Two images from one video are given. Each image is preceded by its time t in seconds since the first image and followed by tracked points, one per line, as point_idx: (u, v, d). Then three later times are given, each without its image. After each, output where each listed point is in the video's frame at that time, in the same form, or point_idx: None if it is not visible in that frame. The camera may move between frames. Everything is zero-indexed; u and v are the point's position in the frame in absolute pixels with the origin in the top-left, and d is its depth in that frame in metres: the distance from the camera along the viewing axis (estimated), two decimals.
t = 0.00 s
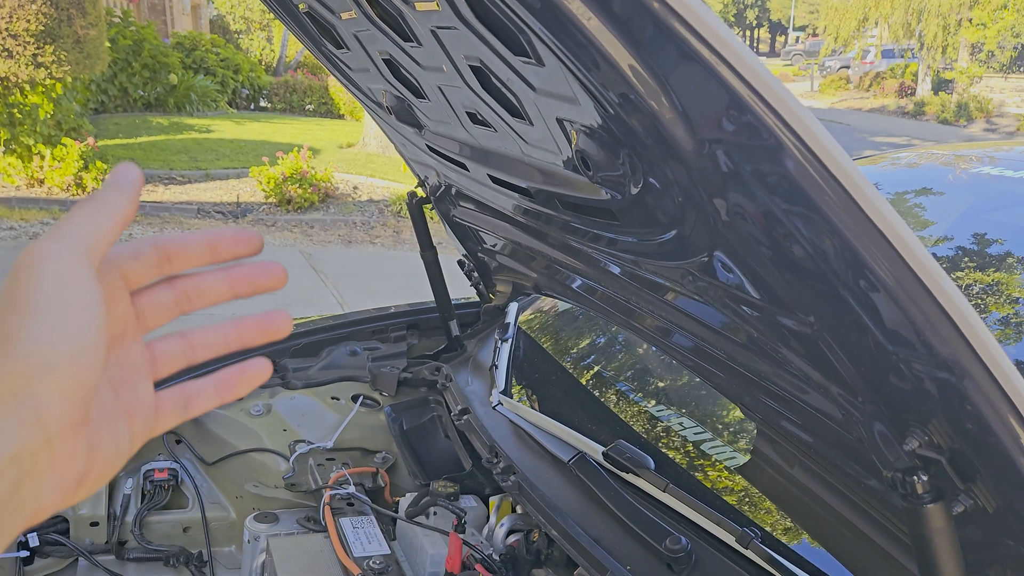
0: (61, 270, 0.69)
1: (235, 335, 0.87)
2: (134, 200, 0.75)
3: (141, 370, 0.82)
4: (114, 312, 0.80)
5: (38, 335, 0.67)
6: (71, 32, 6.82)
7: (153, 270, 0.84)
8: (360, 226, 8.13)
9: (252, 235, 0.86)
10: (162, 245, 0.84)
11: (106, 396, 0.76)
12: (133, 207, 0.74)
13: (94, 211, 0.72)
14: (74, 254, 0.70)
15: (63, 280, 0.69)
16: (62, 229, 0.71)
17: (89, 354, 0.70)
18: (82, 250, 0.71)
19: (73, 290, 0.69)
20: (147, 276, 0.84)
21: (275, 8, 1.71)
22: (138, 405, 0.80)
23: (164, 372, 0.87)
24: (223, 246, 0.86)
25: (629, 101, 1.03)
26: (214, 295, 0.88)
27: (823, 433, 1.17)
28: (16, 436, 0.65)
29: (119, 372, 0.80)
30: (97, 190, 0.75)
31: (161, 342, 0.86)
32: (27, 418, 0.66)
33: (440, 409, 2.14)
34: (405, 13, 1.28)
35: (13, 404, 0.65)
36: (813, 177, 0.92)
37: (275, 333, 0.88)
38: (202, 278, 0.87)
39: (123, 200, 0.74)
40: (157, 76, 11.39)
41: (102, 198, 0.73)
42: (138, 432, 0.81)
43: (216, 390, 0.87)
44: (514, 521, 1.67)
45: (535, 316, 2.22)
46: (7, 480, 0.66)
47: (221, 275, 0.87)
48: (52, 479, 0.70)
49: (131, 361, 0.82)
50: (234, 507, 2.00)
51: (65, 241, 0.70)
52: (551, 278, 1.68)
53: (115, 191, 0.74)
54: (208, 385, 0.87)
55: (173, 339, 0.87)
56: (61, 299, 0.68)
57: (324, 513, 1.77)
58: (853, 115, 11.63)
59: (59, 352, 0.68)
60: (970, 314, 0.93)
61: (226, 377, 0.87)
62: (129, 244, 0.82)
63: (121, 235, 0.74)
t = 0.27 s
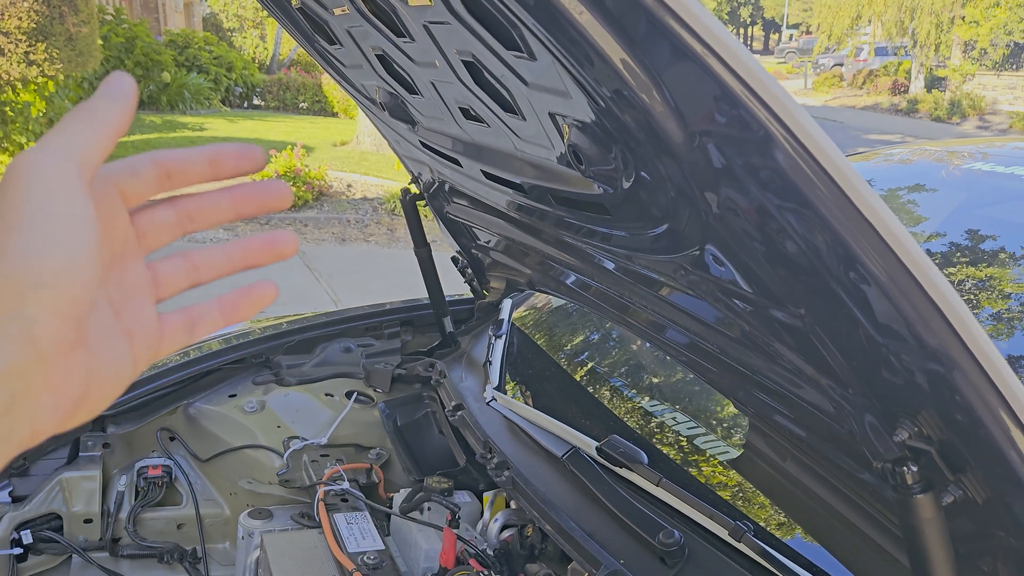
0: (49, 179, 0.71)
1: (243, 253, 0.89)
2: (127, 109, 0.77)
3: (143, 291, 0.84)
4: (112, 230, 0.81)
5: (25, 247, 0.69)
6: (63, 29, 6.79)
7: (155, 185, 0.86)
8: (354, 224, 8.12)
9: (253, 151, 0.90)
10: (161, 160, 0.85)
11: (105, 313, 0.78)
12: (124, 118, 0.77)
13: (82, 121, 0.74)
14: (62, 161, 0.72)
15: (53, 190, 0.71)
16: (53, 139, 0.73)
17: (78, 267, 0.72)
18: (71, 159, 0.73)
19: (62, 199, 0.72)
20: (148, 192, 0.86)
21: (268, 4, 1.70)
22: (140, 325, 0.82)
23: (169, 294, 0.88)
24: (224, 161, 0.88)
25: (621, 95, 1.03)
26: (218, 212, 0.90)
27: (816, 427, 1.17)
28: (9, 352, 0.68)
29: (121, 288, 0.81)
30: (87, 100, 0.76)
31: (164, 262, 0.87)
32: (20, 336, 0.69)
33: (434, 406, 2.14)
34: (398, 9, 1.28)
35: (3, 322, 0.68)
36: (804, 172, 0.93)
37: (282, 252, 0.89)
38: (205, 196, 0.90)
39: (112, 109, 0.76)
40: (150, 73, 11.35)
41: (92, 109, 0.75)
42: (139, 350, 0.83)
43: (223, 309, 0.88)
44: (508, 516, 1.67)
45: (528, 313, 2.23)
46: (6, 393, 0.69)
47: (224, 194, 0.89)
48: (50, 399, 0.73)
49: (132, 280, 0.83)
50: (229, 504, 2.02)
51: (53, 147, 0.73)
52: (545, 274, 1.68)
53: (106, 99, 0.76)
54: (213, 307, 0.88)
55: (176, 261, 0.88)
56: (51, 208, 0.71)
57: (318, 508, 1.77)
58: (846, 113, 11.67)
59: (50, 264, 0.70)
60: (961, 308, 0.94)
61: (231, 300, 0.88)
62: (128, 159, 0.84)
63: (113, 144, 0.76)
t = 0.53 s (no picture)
0: (42, 123, 0.78)
1: (244, 205, 0.95)
2: (124, 53, 0.85)
3: (142, 242, 0.91)
4: (111, 180, 0.88)
5: (22, 189, 0.76)
6: (54, 26, 6.77)
7: (158, 131, 0.93)
8: (348, 222, 8.11)
9: (257, 100, 0.98)
10: (163, 106, 0.93)
11: (102, 262, 0.85)
12: (119, 60, 0.84)
13: (77, 65, 0.81)
14: (55, 104, 0.79)
15: (47, 134, 0.78)
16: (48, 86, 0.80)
17: (72, 212, 0.79)
18: (64, 101, 0.80)
19: (57, 144, 0.79)
20: (150, 139, 0.93)
21: None
22: (138, 276, 0.89)
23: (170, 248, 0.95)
24: (226, 110, 0.96)
25: (612, 89, 1.03)
26: (220, 165, 0.99)
27: (806, 421, 1.18)
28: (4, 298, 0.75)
29: (119, 239, 0.88)
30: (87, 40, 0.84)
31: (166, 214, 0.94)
32: (13, 283, 0.75)
33: (427, 402, 2.14)
34: (389, 4, 1.27)
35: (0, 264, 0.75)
36: (795, 167, 0.93)
37: (287, 206, 0.97)
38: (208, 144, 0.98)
39: (109, 49, 0.84)
40: (141, 71, 11.32)
41: (90, 51, 0.83)
42: (139, 302, 0.89)
43: (224, 261, 0.94)
44: (501, 512, 1.68)
45: (522, 309, 2.22)
46: (2, 340, 0.76)
47: (228, 143, 0.98)
48: (43, 351, 0.79)
49: (131, 232, 0.90)
50: (221, 500, 2.02)
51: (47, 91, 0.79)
52: (538, 270, 1.68)
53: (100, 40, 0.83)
54: (214, 261, 0.93)
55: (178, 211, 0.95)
56: (45, 152, 0.78)
57: (311, 504, 1.77)
58: (838, 110, 11.71)
59: (44, 207, 0.77)
60: (950, 303, 0.94)
61: (234, 255, 0.93)
62: (130, 106, 0.91)
63: (107, 88, 0.83)
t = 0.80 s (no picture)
0: (43, 112, 0.79)
1: (246, 194, 0.97)
2: (125, 42, 0.84)
3: (142, 232, 0.93)
4: (111, 169, 0.90)
5: (21, 179, 0.77)
6: (44, 23, 6.73)
7: (158, 118, 0.95)
8: (340, 219, 8.09)
9: (260, 85, 0.97)
10: (165, 93, 0.94)
11: (101, 251, 0.87)
12: (121, 48, 0.84)
13: (77, 52, 0.81)
14: (54, 92, 0.80)
15: (46, 126, 0.79)
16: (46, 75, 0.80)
17: (70, 201, 0.81)
18: (64, 90, 0.80)
19: (55, 132, 0.80)
20: (150, 126, 0.94)
21: None
22: (138, 265, 0.91)
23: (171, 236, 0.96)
24: (229, 96, 0.96)
25: (600, 84, 1.03)
26: (225, 149, 0.99)
27: (795, 416, 1.18)
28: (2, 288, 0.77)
29: (118, 229, 0.90)
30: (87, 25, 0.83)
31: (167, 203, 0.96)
32: (10, 273, 0.77)
33: (418, 398, 2.13)
34: None
35: None
36: (783, 163, 0.93)
37: (288, 195, 0.98)
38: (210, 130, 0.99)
39: (110, 35, 0.83)
40: (132, 68, 11.28)
41: (89, 37, 0.82)
42: (138, 292, 0.91)
43: (225, 249, 0.96)
44: (492, 508, 1.67)
45: (513, 305, 2.22)
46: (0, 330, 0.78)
47: (232, 129, 0.98)
48: (39, 342, 0.81)
49: (131, 221, 0.92)
50: (212, 498, 2.02)
51: (46, 78, 0.80)
52: (529, 266, 1.68)
53: (99, 27, 0.83)
54: (214, 251, 0.95)
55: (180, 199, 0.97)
56: (44, 141, 0.79)
57: (301, 501, 1.77)
58: (830, 107, 11.75)
59: (41, 199, 0.78)
60: (938, 300, 0.94)
61: (235, 244, 0.95)
62: (131, 93, 0.92)
63: (107, 75, 0.83)
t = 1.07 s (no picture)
0: (43, 131, 0.73)
1: (247, 212, 0.92)
2: (126, 54, 0.77)
3: (142, 248, 0.89)
4: (112, 185, 0.86)
5: (19, 200, 0.72)
6: (33, 20, 6.70)
7: (159, 135, 0.91)
8: (332, 217, 8.09)
9: (262, 100, 0.93)
10: (164, 109, 0.90)
11: (101, 269, 0.83)
12: (124, 61, 0.77)
13: (78, 67, 0.75)
14: (55, 112, 0.74)
15: (47, 147, 0.74)
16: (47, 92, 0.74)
17: (70, 222, 0.76)
18: (64, 108, 0.74)
19: (55, 151, 0.74)
20: (151, 142, 0.91)
21: None
22: (138, 283, 0.87)
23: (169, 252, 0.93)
24: (231, 113, 0.92)
25: (585, 79, 1.03)
26: (223, 166, 0.96)
27: (782, 411, 1.18)
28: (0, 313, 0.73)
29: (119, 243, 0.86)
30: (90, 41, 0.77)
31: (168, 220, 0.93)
32: (9, 297, 0.73)
33: (408, 394, 2.13)
34: None
35: None
36: (770, 162, 0.94)
37: (289, 212, 0.93)
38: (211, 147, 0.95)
39: (113, 52, 0.76)
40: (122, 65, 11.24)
41: (92, 54, 0.75)
42: (138, 309, 0.87)
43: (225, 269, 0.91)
44: (482, 504, 1.67)
45: (504, 303, 2.22)
46: None
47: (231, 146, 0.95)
48: (40, 364, 0.78)
49: (132, 238, 0.88)
50: (202, 495, 2.00)
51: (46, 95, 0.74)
52: (519, 263, 1.68)
53: (104, 43, 0.76)
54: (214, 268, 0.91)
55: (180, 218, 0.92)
56: (43, 160, 0.73)
57: (290, 498, 1.77)
58: (821, 104, 11.79)
59: (40, 224, 0.74)
60: (925, 301, 0.95)
61: (235, 263, 0.91)
62: (130, 108, 0.88)
63: (111, 95, 0.77)
